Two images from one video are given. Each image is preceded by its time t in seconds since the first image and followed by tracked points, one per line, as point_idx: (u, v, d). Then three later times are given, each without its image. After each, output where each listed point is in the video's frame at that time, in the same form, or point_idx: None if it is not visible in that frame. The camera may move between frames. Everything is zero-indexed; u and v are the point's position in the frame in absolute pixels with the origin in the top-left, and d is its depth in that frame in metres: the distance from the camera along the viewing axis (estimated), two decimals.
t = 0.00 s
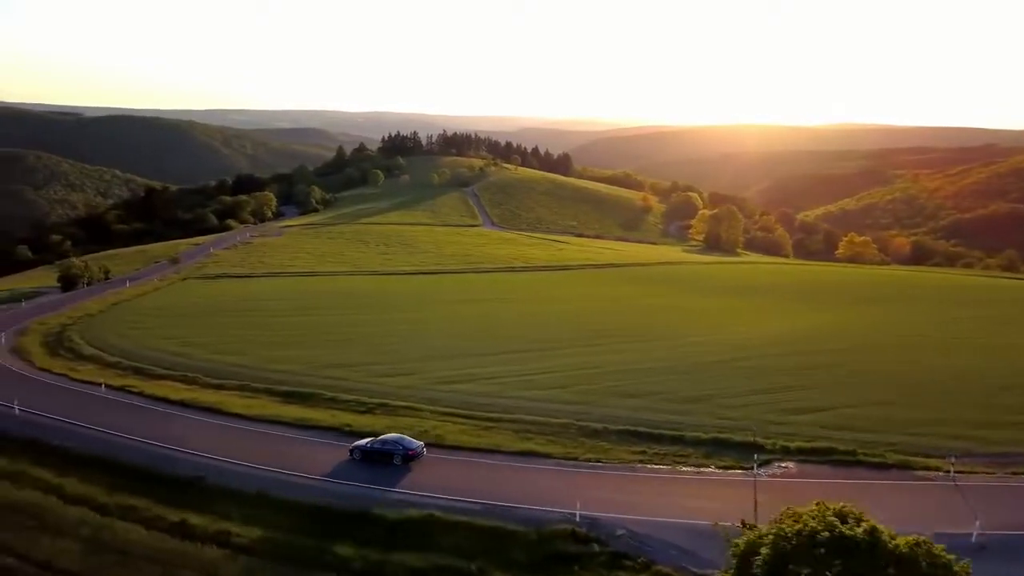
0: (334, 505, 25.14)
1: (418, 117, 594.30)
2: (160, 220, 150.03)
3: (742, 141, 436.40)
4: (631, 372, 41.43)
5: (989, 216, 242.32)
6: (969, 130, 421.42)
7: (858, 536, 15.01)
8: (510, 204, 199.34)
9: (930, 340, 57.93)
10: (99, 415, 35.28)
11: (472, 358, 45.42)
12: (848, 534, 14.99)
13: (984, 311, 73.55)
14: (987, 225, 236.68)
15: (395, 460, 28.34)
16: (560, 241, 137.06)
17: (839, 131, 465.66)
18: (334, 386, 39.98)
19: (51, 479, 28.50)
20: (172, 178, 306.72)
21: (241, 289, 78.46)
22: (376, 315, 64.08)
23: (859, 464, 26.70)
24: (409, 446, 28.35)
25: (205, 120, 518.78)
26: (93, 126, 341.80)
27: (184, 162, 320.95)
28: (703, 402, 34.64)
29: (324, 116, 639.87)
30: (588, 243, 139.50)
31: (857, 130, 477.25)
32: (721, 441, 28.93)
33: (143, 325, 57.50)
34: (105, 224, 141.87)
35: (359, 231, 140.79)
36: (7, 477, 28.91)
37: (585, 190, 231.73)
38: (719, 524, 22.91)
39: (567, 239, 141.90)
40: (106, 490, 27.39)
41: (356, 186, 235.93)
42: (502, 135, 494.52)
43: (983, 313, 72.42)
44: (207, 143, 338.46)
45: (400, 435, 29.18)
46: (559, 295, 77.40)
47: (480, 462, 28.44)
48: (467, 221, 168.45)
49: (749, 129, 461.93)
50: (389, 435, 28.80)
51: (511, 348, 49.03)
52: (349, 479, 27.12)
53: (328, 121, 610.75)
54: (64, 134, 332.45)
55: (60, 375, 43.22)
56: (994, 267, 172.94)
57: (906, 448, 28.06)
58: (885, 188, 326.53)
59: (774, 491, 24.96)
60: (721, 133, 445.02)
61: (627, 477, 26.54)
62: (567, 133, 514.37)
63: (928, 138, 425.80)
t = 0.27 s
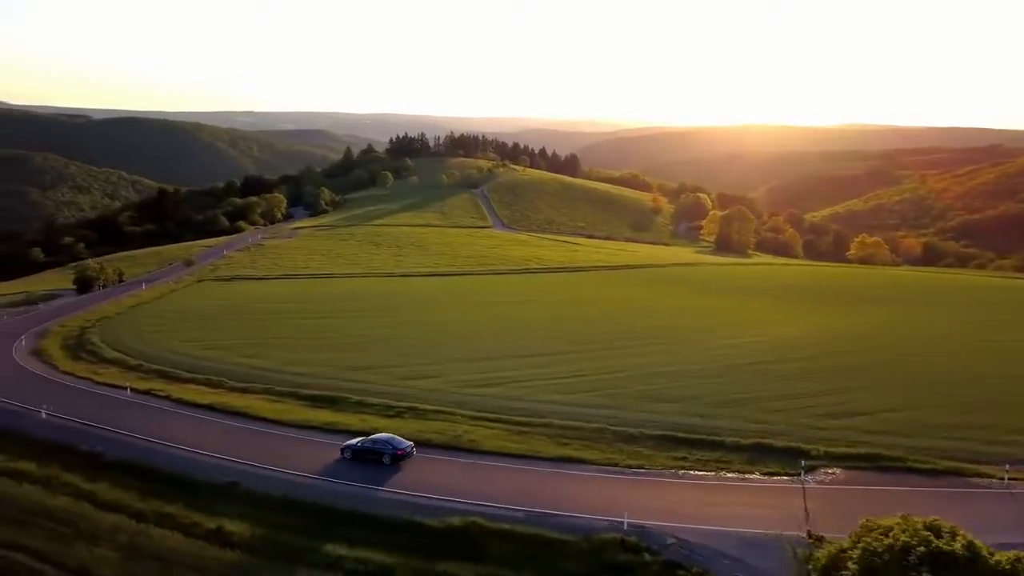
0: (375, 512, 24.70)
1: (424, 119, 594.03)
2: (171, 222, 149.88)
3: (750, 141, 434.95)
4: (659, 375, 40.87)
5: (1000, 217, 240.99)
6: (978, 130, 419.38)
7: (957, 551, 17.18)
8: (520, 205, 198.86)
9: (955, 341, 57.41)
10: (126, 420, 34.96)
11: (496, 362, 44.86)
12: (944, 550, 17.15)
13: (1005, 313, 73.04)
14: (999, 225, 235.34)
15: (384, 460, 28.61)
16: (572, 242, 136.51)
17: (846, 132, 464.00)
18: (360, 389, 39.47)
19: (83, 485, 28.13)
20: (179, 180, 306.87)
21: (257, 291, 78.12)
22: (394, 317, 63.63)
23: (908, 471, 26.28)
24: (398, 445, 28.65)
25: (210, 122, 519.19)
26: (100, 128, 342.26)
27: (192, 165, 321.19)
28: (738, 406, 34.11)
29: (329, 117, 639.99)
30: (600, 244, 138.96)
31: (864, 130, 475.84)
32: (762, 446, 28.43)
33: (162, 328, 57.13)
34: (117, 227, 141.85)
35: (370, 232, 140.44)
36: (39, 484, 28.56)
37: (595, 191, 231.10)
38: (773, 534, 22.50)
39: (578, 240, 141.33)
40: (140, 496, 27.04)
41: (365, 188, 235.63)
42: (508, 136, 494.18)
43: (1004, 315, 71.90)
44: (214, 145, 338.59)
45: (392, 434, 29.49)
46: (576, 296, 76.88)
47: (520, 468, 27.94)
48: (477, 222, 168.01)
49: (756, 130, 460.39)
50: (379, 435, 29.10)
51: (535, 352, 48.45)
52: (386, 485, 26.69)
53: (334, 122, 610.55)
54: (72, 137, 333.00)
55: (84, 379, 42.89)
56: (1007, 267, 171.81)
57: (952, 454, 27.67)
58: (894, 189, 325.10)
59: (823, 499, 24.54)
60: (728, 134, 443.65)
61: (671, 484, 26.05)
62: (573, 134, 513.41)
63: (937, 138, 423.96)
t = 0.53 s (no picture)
0: (422, 520, 24.12)
1: (429, 120, 594.29)
2: (183, 223, 149.87)
3: (757, 141, 434.17)
4: (693, 379, 40.25)
5: (1011, 218, 239.57)
6: (986, 130, 417.58)
7: None
8: (530, 205, 198.44)
9: (983, 341, 56.86)
10: (157, 425, 34.47)
11: (524, 367, 44.31)
12: None
13: None
14: (1010, 226, 233.93)
15: (371, 455, 29.35)
16: (585, 242, 136.02)
17: (854, 131, 462.74)
18: (389, 392, 38.93)
19: (118, 492, 27.65)
20: (187, 181, 307.67)
21: (274, 292, 77.65)
22: (415, 318, 63.10)
23: (964, 477, 25.84)
24: (384, 442, 29.38)
25: (217, 124, 520.37)
26: (109, 129, 343.34)
27: (199, 166, 322.12)
28: (780, 411, 33.49)
29: (335, 117, 640.41)
30: (612, 244, 138.47)
31: (871, 130, 474.16)
32: (809, 452, 27.83)
33: (183, 330, 56.61)
34: (130, 228, 141.81)
35: (382, 233, 140.06)
36: (73, 490, 28.08)
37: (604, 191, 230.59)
38: (833, 543, 21.99)
39: (590, 241, 140.80)
40: (177, 503, 26.51)
41: (374, 189, 235.34)
42: (515, 137, 493.80)
43: None
44: (222, 147, 339.62)
45: (378, 432, 30.19)
46: (596, 297, 76.23)
47: (564, 475, 27.37)
48: (488, 222, 167.74)
49: (763, 130, 459.36)
50: (369, 432, 29.84)
51: (563, 354, 47.88)
52: (428, 491, 26.13)
53: (340, 123, 611.42)
54: (80, 138, 333.70)
55: (110, 382, 42.46)
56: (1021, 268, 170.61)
57: (1006, 460, 27.20)
58: (903, 189, 323.85)
59: (880, 507, 24.04)
60: (735, 134, 442.86)
61: (721, 492, 25.46)
62: (579, 134, 513.28)
63: (945, 138, 422.24)
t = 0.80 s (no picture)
0: (465, 526, 23.64)
1: (434, 121, 594.34)
2: (193, 224, 149.78)
3: (763, 140, 432.88)
4: (725, 382, 39.65)
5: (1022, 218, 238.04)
6: (994, 130, 415.65)
7: None
8: (539, 205, 197.96)
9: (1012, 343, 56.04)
10: (184, 428, 33.98)
11: (550, 369, 43.72)
12: None
13: None
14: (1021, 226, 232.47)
15: (356, 452, 29.70)
16: (596, 242, 135.43)
17: (860, 131, 461.01)
18: (416, 394, 38.41)
19: (150, 497, 27.18)
20: (194, 182, 308.04)
21: (289, 292, 77.23)
22: (434, 319, 62.56)
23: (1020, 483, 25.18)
24: (368, 439, 29.70)
25: (222, 125, 520.91)
26: (116, 130, 343.96)
27: (206, 167, 322.55)
28: (820, 414, 32.84)
29: (341, 118, 640.41)
30: (623, 244, 137.85)
31: (879, 130, 472.32)
32: (856, 456, 27.21)
33: (202, 331, 56.14)
34: (141, 229, 141.63)
35: (393, 234, 139.53)
36: (105, 496, 27.63)
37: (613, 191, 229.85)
38: (894, 553, 21.37)
39: (601, 241, 140.16)
40: (211, 509, 26.01)
41: (383, 189, 234.90)
42: (521, 138, 493.19)
43: None
44: (228, 148, 340.02)
45: (363, 428, 30.54)
46: (613, 298, 75.57)
47: (607, 480, 26.76)
48: (497, 222, 167.28)
49: (769, 130, 457.90)
50: (355, 428, 30.22)
51: (588, 356, 47.25)
52: (468, 497, 25.56)
53: (345, 124, 611.71)
54: (88, 139, 334.08)
55: (133, 384, 42.03)
56: None
57: None
58: (910, 188, 322.47)
59: (936, 514, 23.43)
60: (741, 133, 441.61)
61: (771, 497, 24.84)
62: (584, 135, 512.78)
63: (952, 138, 420.34)
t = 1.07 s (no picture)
0: (501, 532, 23.19)
1: (438, 121, 594.02)
2: (201, 224, 149.68)
3: (767, 140, 431.83)
4: (750, 382, 39.11)
5: None
6: (1000, 129, 414.08)
7: None
8: (546, 205, 197.49)
9: None
10: (206, 430, 33.57)
11: (571, 370, 43.21)
12: None
13: None
14: None
15: (342, 447, 30.33)
16: (606, 242, 134.97)
17: (865, 131, 459.73)
18: (438, 395, 37.97)
19: (175, 500, 26.74)
20: (199, 182, 308.13)
21: (301, 292, 76.85)
22: (449, 319, 62.14)
23: None
24: (354, 434, 30.36)
25: (226, 125, 521.20)
26: (121, 130, 344.12)
27: (211, 167, 322.63)
28: (852, 416, 32.34)
29: (344, 119, 640.53)
30: (632, 244, 137.34)
31: (884, 129, 470.61)
32: (895, 459, 26.71)
33: (216, 331, 55.72)
34: (149, 229, 141.27)
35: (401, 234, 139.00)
36: (129, 499, 27.19)
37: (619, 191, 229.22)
38: (945, 560, 20.87)
39: (610, 241, 139.66)
40: (239, 514, 25.53)
41: (389, 189, 234.28)
42: (524, 138, 492.14)
43: None
44: (233, 149, 340.10)
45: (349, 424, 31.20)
46: (627, 298, 75.02)
47: (643, 483, 26.19)
48: (505, 222, 166.86)
49: (774, 130, 456.69)
50: (342, 424, 30.88)
51: (608, 356, 46.77)
52: (502, 501, 25.08)
53: (349, 124, 611.80)
54: (93, 140, 333.87)
55: (150, 385, 41.65)
56: None
57: None
58: (916, 187, 321.25)
59: (984, 519, 22.93)
60: (745, 134, 440.65)
61: (813, 502, 24.26)
62: (588, 135, 512.14)
63: (958, 138, 418.92)
